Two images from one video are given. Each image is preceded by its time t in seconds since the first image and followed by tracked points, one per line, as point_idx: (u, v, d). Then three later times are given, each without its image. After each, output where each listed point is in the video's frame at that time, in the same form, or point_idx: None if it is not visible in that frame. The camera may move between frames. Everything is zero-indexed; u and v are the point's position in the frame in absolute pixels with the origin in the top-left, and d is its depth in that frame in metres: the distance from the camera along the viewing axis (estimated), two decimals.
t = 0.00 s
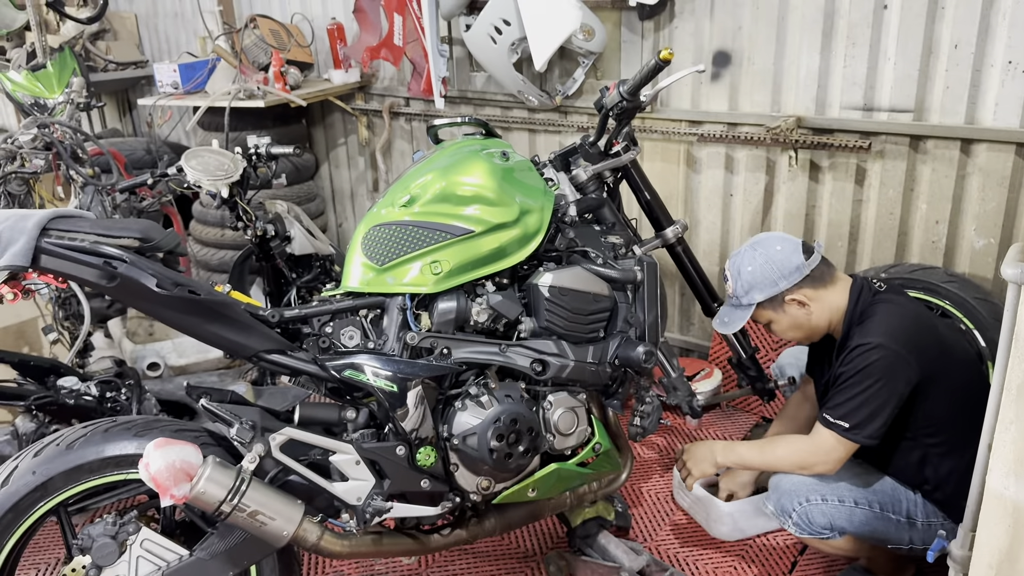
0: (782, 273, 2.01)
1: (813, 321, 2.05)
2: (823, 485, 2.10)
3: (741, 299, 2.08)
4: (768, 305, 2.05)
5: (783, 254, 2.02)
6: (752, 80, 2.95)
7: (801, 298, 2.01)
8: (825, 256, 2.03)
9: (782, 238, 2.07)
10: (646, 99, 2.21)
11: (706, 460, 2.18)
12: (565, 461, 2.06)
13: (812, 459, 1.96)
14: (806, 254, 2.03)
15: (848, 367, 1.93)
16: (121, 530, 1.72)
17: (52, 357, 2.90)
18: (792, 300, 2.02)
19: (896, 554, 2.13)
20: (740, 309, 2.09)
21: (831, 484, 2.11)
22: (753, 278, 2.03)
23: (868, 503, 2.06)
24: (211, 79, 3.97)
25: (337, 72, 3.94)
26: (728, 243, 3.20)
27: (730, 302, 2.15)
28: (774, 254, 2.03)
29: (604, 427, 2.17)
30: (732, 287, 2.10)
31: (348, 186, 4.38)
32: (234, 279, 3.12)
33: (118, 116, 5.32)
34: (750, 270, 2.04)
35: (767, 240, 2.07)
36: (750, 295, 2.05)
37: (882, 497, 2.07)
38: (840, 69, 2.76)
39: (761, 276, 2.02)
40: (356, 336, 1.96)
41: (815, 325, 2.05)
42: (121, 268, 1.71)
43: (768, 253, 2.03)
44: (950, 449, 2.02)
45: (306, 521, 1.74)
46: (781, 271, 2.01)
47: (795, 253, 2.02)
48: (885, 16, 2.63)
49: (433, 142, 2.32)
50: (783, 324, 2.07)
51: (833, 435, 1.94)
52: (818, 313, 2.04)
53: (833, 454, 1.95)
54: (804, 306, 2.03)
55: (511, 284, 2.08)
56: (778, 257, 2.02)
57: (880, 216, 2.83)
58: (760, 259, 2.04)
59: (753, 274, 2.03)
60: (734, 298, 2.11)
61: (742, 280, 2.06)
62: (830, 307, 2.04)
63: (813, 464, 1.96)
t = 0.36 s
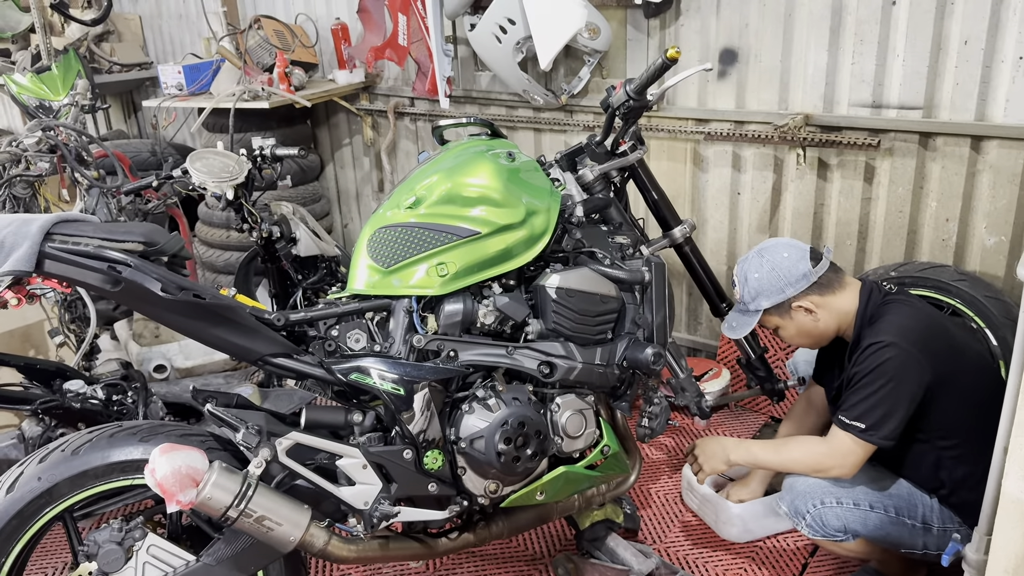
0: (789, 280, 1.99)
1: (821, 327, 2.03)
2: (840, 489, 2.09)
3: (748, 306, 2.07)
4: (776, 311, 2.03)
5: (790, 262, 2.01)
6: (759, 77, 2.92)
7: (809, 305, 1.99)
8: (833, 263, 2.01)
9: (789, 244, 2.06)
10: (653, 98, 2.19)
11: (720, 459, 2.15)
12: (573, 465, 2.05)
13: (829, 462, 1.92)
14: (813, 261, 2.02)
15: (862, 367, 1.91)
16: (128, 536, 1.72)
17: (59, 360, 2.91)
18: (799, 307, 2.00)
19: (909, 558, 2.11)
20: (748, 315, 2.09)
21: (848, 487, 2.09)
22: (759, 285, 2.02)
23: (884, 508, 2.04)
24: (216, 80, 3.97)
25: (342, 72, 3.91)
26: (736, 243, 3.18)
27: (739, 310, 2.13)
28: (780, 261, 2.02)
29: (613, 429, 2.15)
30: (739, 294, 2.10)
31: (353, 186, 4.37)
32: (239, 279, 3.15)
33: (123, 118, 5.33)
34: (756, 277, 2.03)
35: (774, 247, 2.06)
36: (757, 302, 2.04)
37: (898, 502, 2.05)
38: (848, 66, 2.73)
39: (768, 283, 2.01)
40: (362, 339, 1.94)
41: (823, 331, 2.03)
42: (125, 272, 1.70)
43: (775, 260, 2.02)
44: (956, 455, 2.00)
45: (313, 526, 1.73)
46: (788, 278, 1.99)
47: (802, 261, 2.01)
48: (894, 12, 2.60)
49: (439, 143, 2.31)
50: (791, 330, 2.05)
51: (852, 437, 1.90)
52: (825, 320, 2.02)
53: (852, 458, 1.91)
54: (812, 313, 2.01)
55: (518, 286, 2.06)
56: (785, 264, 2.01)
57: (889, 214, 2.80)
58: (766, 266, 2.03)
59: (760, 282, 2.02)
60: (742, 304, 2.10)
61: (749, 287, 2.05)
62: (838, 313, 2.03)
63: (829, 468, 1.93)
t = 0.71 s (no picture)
0: (809, 274, 1.98)
1: (842, 322, 2.01)
2: (867, 485, 2.06)
3: (769, 301, 2.06)
4: (796, 307, 2.02)
5: (809, 256, 2.00)
6: (778, 72, 2.91)
7: (829, 299, 1.98)
8: (853, 258, 2.00)
9: (809, 240, 2.05)
10: (673, 93, 2.18)
11: (745, 457, 2.14)
12: (592, 461, 2.05)
13: (854, 456, 1.91)
14: (832, 256, 2.01)
15: (888, 359, 1.90)
16: (152, 531, 1.74)
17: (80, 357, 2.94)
18: (820, 302, 1.99)
19: (933, 555, 2.10)
20: (769, 311, 2.08)
21: (875, 484, 2.07)
22: (779, 279, 2.01)
23: (911, 505, 2.02)
24: (233, 78, 3.99)
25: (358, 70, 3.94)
26: (754, 239, 3.17)
27: (760, 307, 2.12)
28: (800, 256, 2.01)
29: (632, 425, 2.14)
30: (759, 290, 2.09)
31: (369, 184, 4.39)
32: (257, 277, 3.15)
33: (140, 117, 5.38)
34: (776, 272, 2.03)
35: (794, 243, 2.05)
36: (777, 297, 2.03)
37: (925, 499, 2.03)
38: (868, 61, 2.71)
39: (788, 278, 2.01)
40: (382, 335, 1.95)
41: (844, 326, 2.01)
42: (148, 269, 1.71)
43: (794, 255, 2.02)
44: (982, 450, 1.98)
45: (335, 521, 1.74)
46: (808, 272, 1.98)
47: (822, 255, 2.00)
48: (915, 5, 2.57)
49: (457, 140, 2.31)
50: (812, 326, 2.04)
51: (878, 430, 1.89)
52: (846, 315, 2.00)
53: (879, 452, 1.89)
54: (833, 307, 1.99)
55: (537, 282, 2.06)
56: (805, 259, 2.00)
57: (909, 210, 2.78)
58: (786, 261, 2.02)
59: (780, 277, 2.01)
60: (763, 300, 2.09)
61: (769, 283, 2.05)
62: (858, 306, 2.00)
63: (853, 463, 1.91)
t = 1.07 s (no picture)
0: (821, 272, 1.98)
1: (854, 320, 2.01)
2: (874, 478, 2.08)
3: (782, 299, 2.07)
4: (809, 305, 2.02)
5: (821, 254, 2.00)
6: (791, 68, 2.90)
7: (842, 297, 1.98)
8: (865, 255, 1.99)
9: (821, 237, 2.04)
10: (686, 90, 2.18)
11: (755, 446, 2.14)
12: (605, 457, 2.06)
13: (863, 451, 1.91)
14: (845, 253, 2.00)
15: (898, 355, 1.90)
16: (169, 524, 1.75)
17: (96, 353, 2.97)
18: (832, 299, 1.99)
19: (944, 552, 2.09)
20: (782, 308, 2.08)
21: (883, 478, 2.09)
22: (792, 278, 2.01)
23: (919, 498, 2.02)
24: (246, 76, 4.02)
25: (370, 68, 3.97)
26: (766, 236, 3.17)
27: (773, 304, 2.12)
28: (812, 254, 2.01)
29: (645, 422, 2.15)
30: (772, 287, 2.10)
31: (381, 181, 4.41)
32: (269, 274, 3.13)
33: (153, 115, 5.43)
34: (787, 270, 2.03)
35: (806, 240, 2.05)
36: (790, 295, 2.03)
37: (934, 494, 2.03)
38: (882, 57, 2.69)
39: (800, 276, 2.01)
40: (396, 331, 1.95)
41: (857, 324, 2.01)
42: (166, 265, 1.74)
43: (806, 252, 2.01)
44: (991, 447, 1.97)
45: (350, 515, 1.76)
46: (820, 270, 1.98)
47: (834, 253, 1.99)
48: (930, 1, 2.56)
49: (471, 137, 2.32)
50: (825, 323, 2.04)
51: (887, 425, 1.89)
52: (858, 312, 2.00)
53: (888, 447, 1.89)
54: (845, 305, 1.99)
55: (549, 278, 2.07)
56: (816, 257, 2.00)
57: (923, 206, 2.77)
58: (797, 259, 2.02)
59: (792, 275, 2.02)
60: (776, 298, 2.10)
61: (782, 281, 2.05)
62: (870, 303, 2.00)
63: (863, 459, 1.91)
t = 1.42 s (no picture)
0: (832, 269, 1.98)
1: (865, 316, 2.01)
2: (888, 472, 2.07)
3: (792, 294, 2.06)
4: (820, 301, 2.02)
5: (832, 251, 2.00)
6: (801, 64, 2.89)
7: (852, 293, 1.97)
8: (877, 251, 1.98)
9: (832, 234, 2.04)
10: (698, 86, 2.18)
11: (768, 440, 2.14)
12: (615, 452, 2.06)
13: (876, 446, 1.91)
14: (856, 249, 2.00)
15: (911, 350, 1.89)
16: (183, 518, 1.76)
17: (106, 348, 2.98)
18: (842, 296, 1.99)
19: (955, 547, 2.09)
20: (793, 304, 2.08)
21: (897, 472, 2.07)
22: (802, 274, 2.01)
23: (933, 493, 2.02)
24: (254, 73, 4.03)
25: (378, 64, 3.98)
26: (775, 233, 3.17)
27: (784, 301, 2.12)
28: (823, 250, 2.00)
29: (655, 418, 2.15)
30: (783, 283, 2.10)
31: (389, 177, 4.42)
32: (279, 269, 3.12)
33: (161, 112, 5.45)
34: (798, 266, 2.03)
35: (817, 236, 2.05)
36: (801, 291, 2.03)
37: (946, 489, 2.03)
38: (892, 53, 2.69)
39: (811, 272, 2.01)
40: (407, 326, 1.97)
41: (867, 319, 2.01)
42: (180, 260, 1.74)
43: (817, 249, 2.01)
44: (1000, 443, 1.97)
45: (363, 509, 1.77)
46: (830, 267, 1.98)
47: (845, 249, 1.99)
48: None
49: (481, 133, 2.32)
50: (836, 319, 2.04)
51: (902, 420, 1.88)
52: (869, 308, 1.99)
53: (901, 442, 1.89)
54: (855, 301, 1.99)
55: (560, 274, 2.07)
56: (827, 253, 2.00)
57: (933, 203, 2.76)
58: (808, 255, 2.02)
59: (803, 271, 2.02)
60: (786, 293, 2.09)
61: (793, 277, 2.05)
62: (882, 299, 1.99)
63: (876, 454, 1.91)
